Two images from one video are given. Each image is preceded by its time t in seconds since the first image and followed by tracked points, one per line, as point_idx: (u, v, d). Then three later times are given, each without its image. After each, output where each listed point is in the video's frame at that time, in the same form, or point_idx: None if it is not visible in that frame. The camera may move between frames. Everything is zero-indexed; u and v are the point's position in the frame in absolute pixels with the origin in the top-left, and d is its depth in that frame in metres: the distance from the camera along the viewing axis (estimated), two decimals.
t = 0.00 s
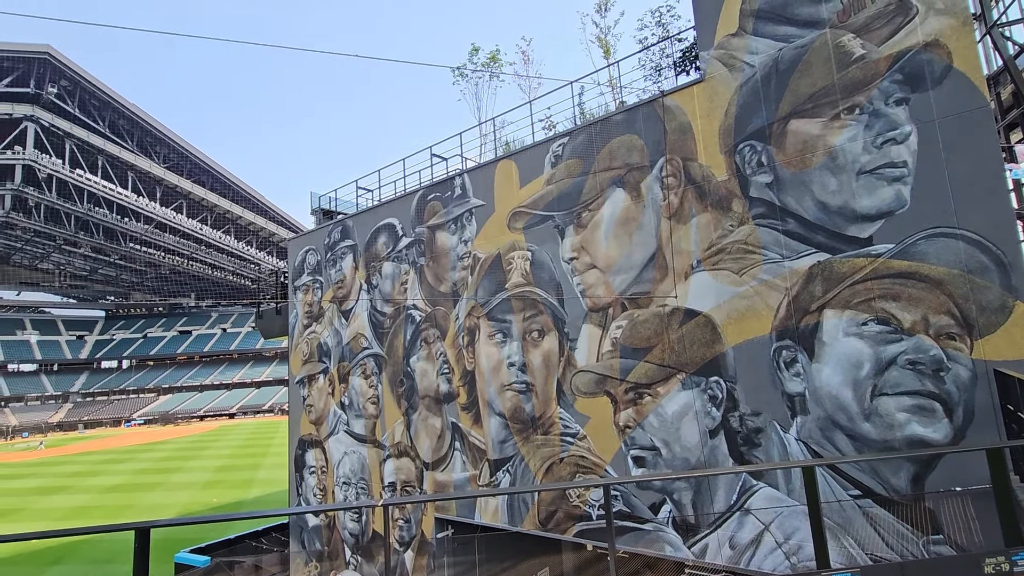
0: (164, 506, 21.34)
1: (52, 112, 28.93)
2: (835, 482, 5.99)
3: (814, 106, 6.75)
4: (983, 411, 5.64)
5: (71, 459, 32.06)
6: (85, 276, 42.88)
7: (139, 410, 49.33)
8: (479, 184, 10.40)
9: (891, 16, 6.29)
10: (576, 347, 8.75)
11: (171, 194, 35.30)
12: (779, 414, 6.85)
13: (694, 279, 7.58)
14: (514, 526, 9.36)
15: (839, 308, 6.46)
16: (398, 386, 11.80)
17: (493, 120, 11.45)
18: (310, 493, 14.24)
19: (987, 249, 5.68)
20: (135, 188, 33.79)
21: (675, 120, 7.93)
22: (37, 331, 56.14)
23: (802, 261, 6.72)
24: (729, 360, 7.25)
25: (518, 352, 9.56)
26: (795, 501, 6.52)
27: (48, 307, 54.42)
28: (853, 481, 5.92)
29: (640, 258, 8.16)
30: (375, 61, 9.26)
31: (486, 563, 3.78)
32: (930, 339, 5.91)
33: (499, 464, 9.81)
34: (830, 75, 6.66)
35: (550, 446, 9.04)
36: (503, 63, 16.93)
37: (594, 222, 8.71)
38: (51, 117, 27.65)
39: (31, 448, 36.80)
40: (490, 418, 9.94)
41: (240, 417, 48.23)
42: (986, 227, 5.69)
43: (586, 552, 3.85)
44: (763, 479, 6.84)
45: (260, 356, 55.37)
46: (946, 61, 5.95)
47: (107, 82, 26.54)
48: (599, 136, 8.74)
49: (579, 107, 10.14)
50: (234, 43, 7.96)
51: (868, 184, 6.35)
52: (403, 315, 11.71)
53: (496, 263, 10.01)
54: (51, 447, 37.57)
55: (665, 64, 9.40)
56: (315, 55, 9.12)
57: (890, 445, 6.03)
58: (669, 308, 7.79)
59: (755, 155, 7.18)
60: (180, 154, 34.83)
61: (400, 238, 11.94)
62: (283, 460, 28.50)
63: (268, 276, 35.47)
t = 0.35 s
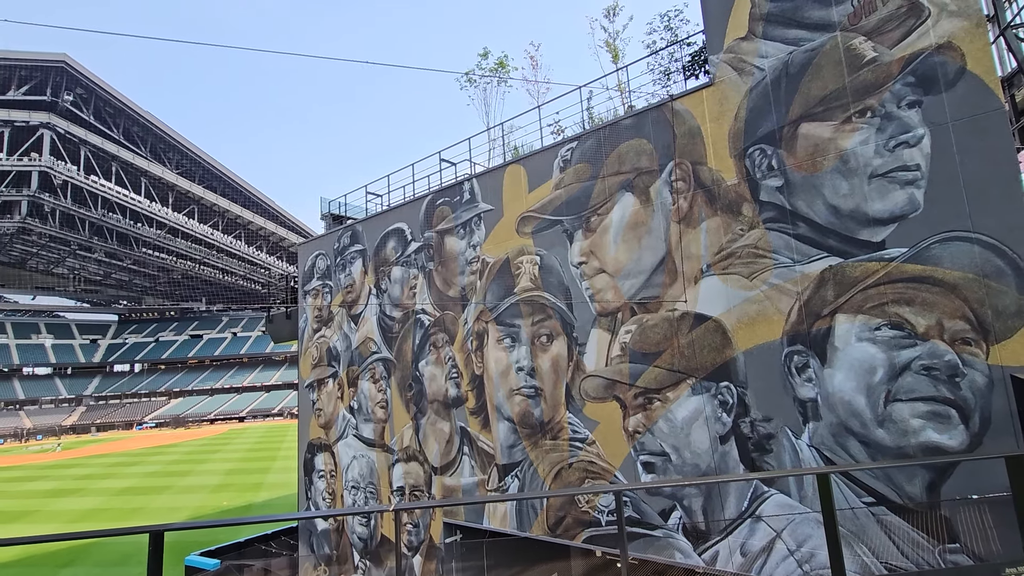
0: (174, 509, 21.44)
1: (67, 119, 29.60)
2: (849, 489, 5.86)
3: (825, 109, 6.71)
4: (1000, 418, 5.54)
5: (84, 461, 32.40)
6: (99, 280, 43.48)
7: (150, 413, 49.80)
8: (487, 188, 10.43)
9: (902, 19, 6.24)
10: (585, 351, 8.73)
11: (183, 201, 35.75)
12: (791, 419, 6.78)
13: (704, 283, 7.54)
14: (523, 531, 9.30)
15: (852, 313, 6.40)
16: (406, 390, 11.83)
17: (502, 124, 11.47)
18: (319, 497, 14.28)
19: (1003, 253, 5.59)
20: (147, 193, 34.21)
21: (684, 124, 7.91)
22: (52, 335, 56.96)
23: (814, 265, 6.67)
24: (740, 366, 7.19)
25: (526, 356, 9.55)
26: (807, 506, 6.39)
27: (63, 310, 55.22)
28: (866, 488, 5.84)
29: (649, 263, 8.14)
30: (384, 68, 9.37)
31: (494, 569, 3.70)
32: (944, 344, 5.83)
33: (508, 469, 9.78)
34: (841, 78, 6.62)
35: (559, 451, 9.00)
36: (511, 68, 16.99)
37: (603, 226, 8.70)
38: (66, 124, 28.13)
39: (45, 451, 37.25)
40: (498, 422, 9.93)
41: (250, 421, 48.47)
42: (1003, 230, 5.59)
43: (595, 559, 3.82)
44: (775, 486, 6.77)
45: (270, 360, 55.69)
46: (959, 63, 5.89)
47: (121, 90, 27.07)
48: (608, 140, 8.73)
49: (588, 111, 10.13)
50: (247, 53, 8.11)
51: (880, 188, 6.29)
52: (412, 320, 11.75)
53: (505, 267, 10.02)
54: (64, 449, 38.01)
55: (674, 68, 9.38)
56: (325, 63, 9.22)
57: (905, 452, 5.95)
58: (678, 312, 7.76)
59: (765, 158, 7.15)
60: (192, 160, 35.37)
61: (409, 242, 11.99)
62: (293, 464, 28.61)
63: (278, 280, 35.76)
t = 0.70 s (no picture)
0: (189, 512, 21.60)
1: (86, 127, 30.20)
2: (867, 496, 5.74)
3: (839, 110, 6.65)
4: None
5: (101, 465, 32.82)
6: (116, 285, 44.17)
7: (165, 417, 50.39)
8: (499, 193, 10.45)
9: (918, 18, 6.17)
10: (597, 355, 8.69)
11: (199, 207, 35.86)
12: (807, 425, 6.69)
13: (716, 287, 7.48)
14: (535, 537, 9.19)
15: (869, 316, 6.30)
16: (418, 395, 11.86)
17: (512, 129, 11.51)
18: (332, 501, 14.31)
19: None
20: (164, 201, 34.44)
21: (696, 127, 7.88)
22: (70, 339, 57.95)
23: (829, 268, 6.59)
24: (755, 370, 7.11)
25: (538, 361, 9.53)
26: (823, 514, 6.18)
27: (81, 316, 56.16)
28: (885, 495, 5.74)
29: (661, 267, 8.09)
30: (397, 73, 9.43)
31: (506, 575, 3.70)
32: (964, 348, 5.71)
33: (519, 474, 9.75)
34: (855, 79, 6.55)
35: (571, 456, 8.96)
36: (521, 74, 17.07)
37: (614, 230, 8.68)
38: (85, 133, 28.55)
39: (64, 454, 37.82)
40: (510, 427, 9.91)
41: (263, 425, 48.84)
42: None
43: (608, 566, 3.75)
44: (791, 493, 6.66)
45: (282, 365, 56.13)
46: (977, 63, 5.80)
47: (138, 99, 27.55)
48: (619, 144, 8.72)
49: (598, 115, 10.11)
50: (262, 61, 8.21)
51: (897, 190, 6.20)
52: (423, 324, 11.78)
53: (516, 271, 10.02)
54: (82, 453, 38.55)
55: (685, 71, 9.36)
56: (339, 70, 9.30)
57: (924, 458, 5.84)
58: (691, 316, 7.70)
59: (778, 161, 7.08)
60: (207, 168, 35.76)
61: (420, 247, 12.04)
62: (305, 468, 28.76)
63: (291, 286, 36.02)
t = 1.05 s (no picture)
0: (207, 515, 21.85)
1: (107, 137, 30.92)
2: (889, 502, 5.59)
3: (855, 110, 6.56)
4: None
5: (122, 468, 33.37)
6: (136, 292, 45.02)
7: (184, 421, 51.12)
8: (511, 198, 10.47)
9: (935, 16, 6.08)
10: (611, 359, 8.65)
11: (217, 214, 36.45)
12: (826, 429, 6.58)
13: (732, 290, 7.42)
14: (550, 541, 9.20)
15: (888, 318, 6.20)
16: (432, 399, 11.90)
17: (524, 134, 11.53)
18: (347, 505, 14.40)
19: None
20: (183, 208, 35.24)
21: (709, 128, 7.83)
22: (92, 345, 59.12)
23: (847, 270, 6.50)
24: (772, 374, 7.02)
25: (552, 364, 9.50)
26: (844, 520, 6.09)
27: (103, 322, 57.28)
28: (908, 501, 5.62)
29: (675, 270, 8.04)
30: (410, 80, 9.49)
31: None
32: (988, 351, 5.57)
33: (534, 479, 9.72)
34: (872, 79, 6.47)
35: (586, 460, 8.92)
36: (532, 78, 17.09)
37: (627, 233, 8.65)
38: (106, 143, 29.13)
39: (86, 457, 38.53)
40: (524, 431, 9.89)
41: (279, 429, 49.28)
42: None
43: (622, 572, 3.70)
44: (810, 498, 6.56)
45: (298, 369, 56.64)
46: (998, 60, 5.68)
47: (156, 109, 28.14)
48: (631, 147, 8.70)
49: (610, 118, 10.09)
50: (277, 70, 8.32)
51: (916, 190, 6.10)
52: (437, 329, 11.83)
53: (529, 276, 10.02)
54: (103, 456, 39.22)
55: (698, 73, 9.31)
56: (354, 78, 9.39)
57: (948, 463, 5.72)
58: (706, 319, 7.63)
59: (793, 162, 7.01)
60: (224, 175, 36.47)
61: (434, 252, 12.10)
62: (321, 472, 28.96)
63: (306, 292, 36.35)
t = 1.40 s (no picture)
0: (225, 519, 22.08)
1: (128, 148, 31.65)
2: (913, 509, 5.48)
3: (873, 109, 6.46)
4: None
5: (142, 473, 33.91)
6: (156, 299, 45.88)
7: (203, 426, 51.86)
8: (524, 202, 10.48)
9: (954, 12, 5.97)
10: (626, 363, 8.59)
11: (233, 222, 37.19)
12: (847, 433, 6.47)
13: (748, 292, 7.33)
14: (566, 547, 9.15)
15: (910, 321, 6.08)
16: (447, 403, 11.92)
17: (537, 138, 11.53)
18: (363, 510, 14.48)
19: None
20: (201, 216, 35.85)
21: (723, 130, 7.77)
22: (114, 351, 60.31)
23: (867, 271, 6.39)
24: (790, 377, 6.92)
25: (566, 369, 9.48)
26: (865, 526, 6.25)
27: (124, 328, 58.43)
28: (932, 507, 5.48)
29: (690, 272, 7.97)
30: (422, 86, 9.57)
31: None
32: (1015, 353, 5.41)
33: (549, 483, 9.68)
34: (890, 77, 6.37)
35: (601, 465, 8.86)
36: (544, 83, 17.11)
37: (641, 236, 8.60)
38: (127, 153, 29.78)
39: (108, 462, 39.24)
40: (539, 436, 9.86)
41: (295, 433, 49.71)
42: None
43: None
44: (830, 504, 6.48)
45: (314, 374, 57.14)
46: (1020, 56, 5.56)
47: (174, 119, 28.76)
48: (644, 150, 8.66)
49: (623, 121, 10.06)
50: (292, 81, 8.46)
51: (937, 189, 5.98)
52: (451, 333, 11.87)
53: (542, 280, 10.01)
54: (125, 461, 39.91)
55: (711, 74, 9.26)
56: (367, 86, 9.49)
57: (973, 468, 5.58)
58: (722, 323, 7.56)
59: (809, 163, 6.92)
60: (241, 183, 37.11)
61: (447, 257, 12.15)
62: (337, 477, 29.15)
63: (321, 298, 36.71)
